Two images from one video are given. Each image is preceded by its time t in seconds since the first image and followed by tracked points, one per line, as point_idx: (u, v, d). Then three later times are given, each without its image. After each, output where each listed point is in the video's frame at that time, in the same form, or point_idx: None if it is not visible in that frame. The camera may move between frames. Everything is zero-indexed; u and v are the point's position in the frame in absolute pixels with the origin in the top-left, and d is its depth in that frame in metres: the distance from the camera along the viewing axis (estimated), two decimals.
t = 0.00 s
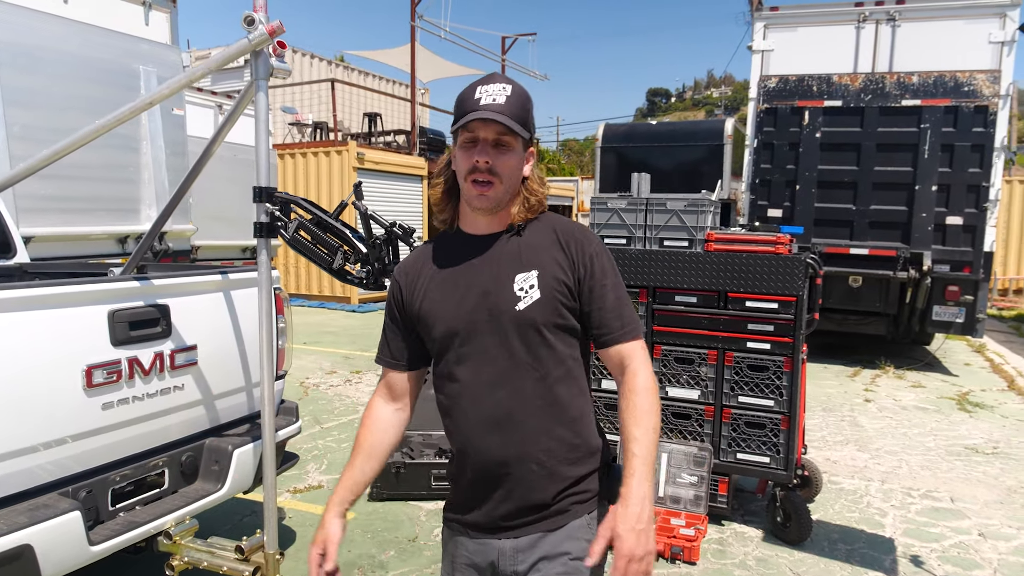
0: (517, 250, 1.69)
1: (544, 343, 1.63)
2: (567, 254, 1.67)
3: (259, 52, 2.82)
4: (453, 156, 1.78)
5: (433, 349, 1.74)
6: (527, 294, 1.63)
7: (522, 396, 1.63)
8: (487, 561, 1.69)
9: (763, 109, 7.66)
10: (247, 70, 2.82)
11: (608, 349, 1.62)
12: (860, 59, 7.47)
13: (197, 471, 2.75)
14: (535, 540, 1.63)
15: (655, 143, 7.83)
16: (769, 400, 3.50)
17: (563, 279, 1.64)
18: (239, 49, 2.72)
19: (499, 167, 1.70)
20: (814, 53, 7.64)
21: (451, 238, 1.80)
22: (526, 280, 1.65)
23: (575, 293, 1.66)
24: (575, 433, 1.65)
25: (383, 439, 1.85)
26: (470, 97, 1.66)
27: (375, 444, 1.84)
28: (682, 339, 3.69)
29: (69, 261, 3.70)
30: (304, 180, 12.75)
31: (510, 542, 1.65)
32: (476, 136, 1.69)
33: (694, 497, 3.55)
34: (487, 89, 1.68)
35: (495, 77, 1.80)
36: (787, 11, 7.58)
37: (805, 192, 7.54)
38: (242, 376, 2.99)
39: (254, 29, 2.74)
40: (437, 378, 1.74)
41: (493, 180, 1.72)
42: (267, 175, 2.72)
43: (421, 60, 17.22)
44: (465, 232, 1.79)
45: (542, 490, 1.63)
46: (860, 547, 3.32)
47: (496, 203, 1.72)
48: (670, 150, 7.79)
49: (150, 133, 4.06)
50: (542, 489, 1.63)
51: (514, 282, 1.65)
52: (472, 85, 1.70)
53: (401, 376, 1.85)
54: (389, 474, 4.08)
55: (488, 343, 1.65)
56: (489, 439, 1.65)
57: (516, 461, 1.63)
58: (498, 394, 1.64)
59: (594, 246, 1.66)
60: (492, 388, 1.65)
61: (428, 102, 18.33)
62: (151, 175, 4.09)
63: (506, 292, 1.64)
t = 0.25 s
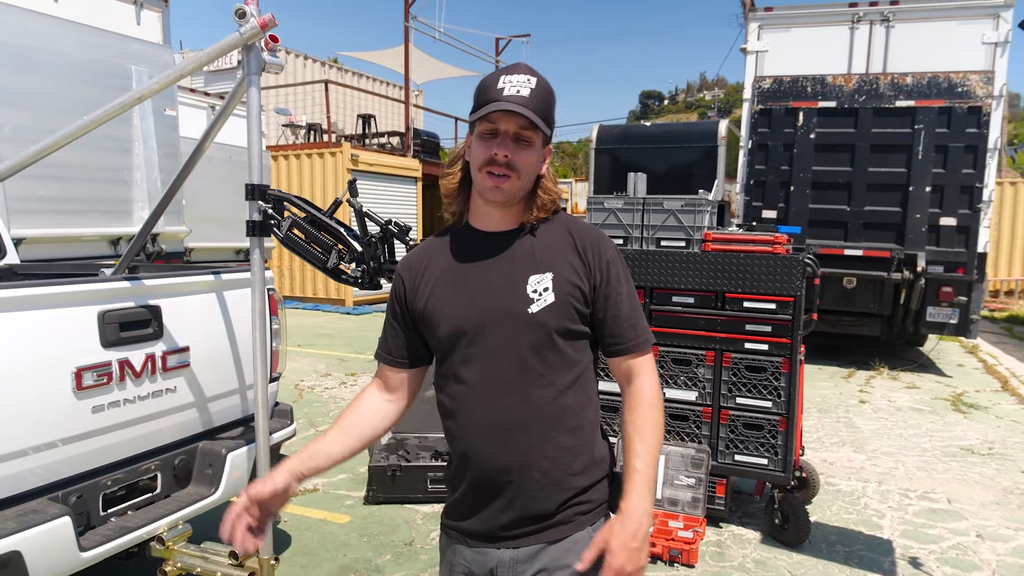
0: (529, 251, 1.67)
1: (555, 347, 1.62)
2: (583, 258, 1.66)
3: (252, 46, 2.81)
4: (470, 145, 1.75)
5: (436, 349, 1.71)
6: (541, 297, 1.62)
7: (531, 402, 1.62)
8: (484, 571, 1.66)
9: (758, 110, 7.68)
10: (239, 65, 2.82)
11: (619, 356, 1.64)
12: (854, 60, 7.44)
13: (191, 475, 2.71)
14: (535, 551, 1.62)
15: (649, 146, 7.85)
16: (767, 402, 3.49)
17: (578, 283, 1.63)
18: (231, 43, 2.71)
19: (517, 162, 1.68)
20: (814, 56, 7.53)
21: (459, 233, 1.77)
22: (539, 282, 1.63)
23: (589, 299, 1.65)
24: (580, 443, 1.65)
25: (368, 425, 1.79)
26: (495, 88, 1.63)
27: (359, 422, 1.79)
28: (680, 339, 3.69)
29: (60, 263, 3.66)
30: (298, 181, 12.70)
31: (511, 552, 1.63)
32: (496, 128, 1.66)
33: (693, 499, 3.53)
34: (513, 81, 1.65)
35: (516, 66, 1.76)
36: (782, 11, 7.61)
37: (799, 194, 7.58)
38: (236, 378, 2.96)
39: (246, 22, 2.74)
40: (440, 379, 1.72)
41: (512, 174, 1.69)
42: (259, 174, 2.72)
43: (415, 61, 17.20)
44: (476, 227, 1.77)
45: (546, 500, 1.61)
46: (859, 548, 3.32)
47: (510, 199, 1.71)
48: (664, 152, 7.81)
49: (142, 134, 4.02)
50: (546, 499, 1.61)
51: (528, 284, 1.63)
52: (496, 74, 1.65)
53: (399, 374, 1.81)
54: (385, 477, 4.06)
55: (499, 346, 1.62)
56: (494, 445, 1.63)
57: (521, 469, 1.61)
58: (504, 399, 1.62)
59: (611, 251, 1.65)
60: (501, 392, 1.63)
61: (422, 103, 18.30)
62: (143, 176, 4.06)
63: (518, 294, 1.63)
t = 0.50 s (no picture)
0: (541, 256, 1.67)
1: (567, 353, 1.62)
2: (596, 264, 1.68)
3: (246, 43, 2.79)
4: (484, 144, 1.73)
5: (438, 352, 1.68)
6: (554, 302, 1.62)
7: (541, 408, 1.61)
8: None
9: (751, 111, 7.72)
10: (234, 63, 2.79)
11: (635, 365, 1.66)
12: (847, 61, 7.46)
13: (182, 479, 2.68)
14: (543, 561, 1.60)
15: (642, 146, 7.85)
16: (763, 403, 3.49)
17: (590, 288, 1.65)
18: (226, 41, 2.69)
19: (533, 164, 1.68)
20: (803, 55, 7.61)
21: (465, 233, 1.75)
22: (552, 287, 1.63)
23: (601, 305, 1.67)
24: (586, 450, 1.65)
25: (356, 398, 1.78)
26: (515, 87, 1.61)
27: (353, 388, 1.79)
28: (676, 341, 3.67)
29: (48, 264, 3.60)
30: (289, 182, 12.64)
31: (517, 564, 1.60)
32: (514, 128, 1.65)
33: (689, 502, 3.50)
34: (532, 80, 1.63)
35: (535, 63, 1.74)
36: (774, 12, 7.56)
37: (792, 194, 7.61)
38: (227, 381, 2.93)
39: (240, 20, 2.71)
40: (443, 384, 1.69)
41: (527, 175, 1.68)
42: (253, 172, 2.66)
43: (407, 62, 17.17)
44: (485, 227, 1.76)
45: (553, 508, 1.60)
46: (855, 550, 3.32)
47: (524, 201, 1.70)
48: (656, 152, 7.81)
49: (132, 133, 3.97)
50: (553, 507, 1.60)
51: (540, 288, 1.63)
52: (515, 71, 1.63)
53: (391, 371, 1.79)
54: (378, 480, 4.03)
55: (509, 350, 1.61)
56: (501, 452, 1.61)
57: (528, 476, 1.60)
58: (513, 405, 1.61)
59: (626, 258, 1.68)
60: (510, 398, 1.61)
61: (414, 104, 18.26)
62: (132, 176, 4.00)
63: (531, 298, 1.62)
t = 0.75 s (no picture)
0: (556, 261, 1.67)
1: (580, 361, 1.62)
2: (610, 270, 1.69)
3: (240, 42, 2.76)
4: (502, 143, 1.71)
5: (444, 358, 1.65)
6: (568, 309, 1.62)
7: (553, 417, 1.59)
8: None
9: (742, 111, 7.74)
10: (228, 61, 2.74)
11: (648, 375, 1.68)
12: (838, 63, 7.41)
13: (171, 484, 2.63)
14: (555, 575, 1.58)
15: (632, 146, 7.87)
16: (759, 404, 3.49)
17: (605, 295, 1.65)
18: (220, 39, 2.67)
19: (554, 165, 1.67)
20: (792, 56, 7.59)
21: (474, 235, 1.73)
22: (567, 293, 1.63)
23: (616, 313, 1.67)
24: (597, 461, 1.64)
25: (354, 388, 1.75)
26: (542, 86, 1.61)
27: (354, 377, 1.76)
28: (671, 342, 3.66)
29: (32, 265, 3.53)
30: (278, 182, 12.55)
31: None
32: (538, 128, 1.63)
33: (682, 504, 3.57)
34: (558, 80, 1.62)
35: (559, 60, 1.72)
36: (766, 13, 7.56)
37: (783, 194, 7.64)
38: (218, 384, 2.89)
39: (235, 18, 2.70)
40: (448, 392, 1.66)
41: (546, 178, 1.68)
42: (247, 174, 2.59)
43: (397, 62, 17.11)
44: (497, 228, 1.74)
45: (564, 521, 1.58)
46: (851, 551, 3.32)
47: (542, 203, 1.69)
48: (646, 153, 7.82)
49: (119, 133, 3.91)
50: (565, 519, 1.58)
51: (554, 295, 1.62)
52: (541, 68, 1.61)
53: (385, 373, 1.75)
54: (369, 483, 4.00)
55: (522, 358, 1.59)
56: (512, 462, 1.58)
57: (540, 488, 1.58)
58: (525, 414, 1.59)
59: (640, 265, 1.69)
60: (522, 406, 1.59)
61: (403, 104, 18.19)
62: (119, 176, 3.94)
63: (545, 305, 1.61)
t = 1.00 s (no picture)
0: (569, 270, 1.66)
1: (594, 374, 1.61)
2: (625, 281, 1.68)
3: (231, 44, 2.76)
4: (515, 146, 1.70)
5: (452, 369, 1.63)
6: (582, 320, 1.61)
7: (565, 433, 1.57)
8: None
9: (731, 112, 7.75)
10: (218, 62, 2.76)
11: (663, 388, 1.68)
12: (826, 64, 7.46)
13: (158, 490, 2.59)
14: None
15: (621, 146, 7.87)
16: (751, 405, 3.49)
17: (621, 307, 1.65)
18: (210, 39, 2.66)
19: (568, 168, 1.66)
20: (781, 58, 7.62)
21: (483, 241, 1.72)
22: (581, 304, 1.62)
23: (630, 324, 1.67)
24: (608, 479, 1.62)
25: (356, 395, 1.71)
26: (557, 87, 1.60)
27: (356, 384, 1.72)
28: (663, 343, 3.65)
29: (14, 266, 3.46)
30: (264, 181, 12.45)
31: None
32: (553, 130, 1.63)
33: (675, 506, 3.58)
34: (574, 81, 1.62)
35: (573, 59, 1.71)
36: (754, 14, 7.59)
37: (772, 195, 7.68)
38: (207, 388, 2.84)
39: (226, 19, 2.70)
40: (454, 404, 1.63)
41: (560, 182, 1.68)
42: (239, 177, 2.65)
43: (384, 61, 17.03)
44: (507, 233, 1.74)
45: (574, 541, 1.56)
46: (843, 552, 3.33)
47: (554, 208, 1.68)
48: (634, 153, 7.84)
49: (102, 132, 3.85)
50: (574, 540, 1.56)
51: (568, 305, 1.61)
52: (556, 68, 1.60)
53: (390, 386, 1.73)
54: (359, 486, 3.96)
55: (534, 370, 1.58)
56: (522, 479, 1.56)
57: (550, 507, 1.55)
58: (535, 430, 1.57)
59: (656, 276, 1.69)
60: (532, 421, 1.57)
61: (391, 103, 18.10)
62: (103, 175, 3.87)
63: (558, 315, 1.60)
